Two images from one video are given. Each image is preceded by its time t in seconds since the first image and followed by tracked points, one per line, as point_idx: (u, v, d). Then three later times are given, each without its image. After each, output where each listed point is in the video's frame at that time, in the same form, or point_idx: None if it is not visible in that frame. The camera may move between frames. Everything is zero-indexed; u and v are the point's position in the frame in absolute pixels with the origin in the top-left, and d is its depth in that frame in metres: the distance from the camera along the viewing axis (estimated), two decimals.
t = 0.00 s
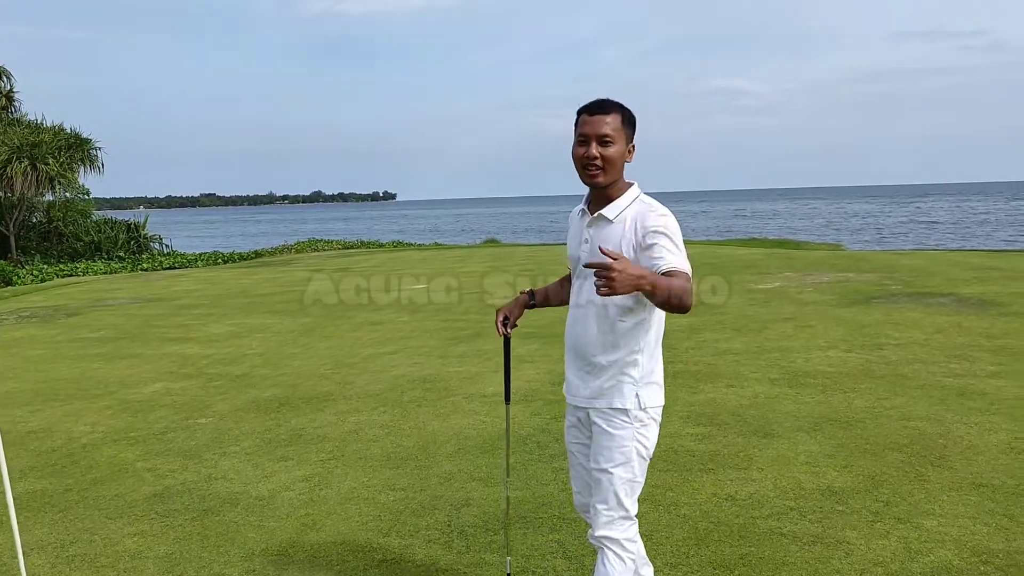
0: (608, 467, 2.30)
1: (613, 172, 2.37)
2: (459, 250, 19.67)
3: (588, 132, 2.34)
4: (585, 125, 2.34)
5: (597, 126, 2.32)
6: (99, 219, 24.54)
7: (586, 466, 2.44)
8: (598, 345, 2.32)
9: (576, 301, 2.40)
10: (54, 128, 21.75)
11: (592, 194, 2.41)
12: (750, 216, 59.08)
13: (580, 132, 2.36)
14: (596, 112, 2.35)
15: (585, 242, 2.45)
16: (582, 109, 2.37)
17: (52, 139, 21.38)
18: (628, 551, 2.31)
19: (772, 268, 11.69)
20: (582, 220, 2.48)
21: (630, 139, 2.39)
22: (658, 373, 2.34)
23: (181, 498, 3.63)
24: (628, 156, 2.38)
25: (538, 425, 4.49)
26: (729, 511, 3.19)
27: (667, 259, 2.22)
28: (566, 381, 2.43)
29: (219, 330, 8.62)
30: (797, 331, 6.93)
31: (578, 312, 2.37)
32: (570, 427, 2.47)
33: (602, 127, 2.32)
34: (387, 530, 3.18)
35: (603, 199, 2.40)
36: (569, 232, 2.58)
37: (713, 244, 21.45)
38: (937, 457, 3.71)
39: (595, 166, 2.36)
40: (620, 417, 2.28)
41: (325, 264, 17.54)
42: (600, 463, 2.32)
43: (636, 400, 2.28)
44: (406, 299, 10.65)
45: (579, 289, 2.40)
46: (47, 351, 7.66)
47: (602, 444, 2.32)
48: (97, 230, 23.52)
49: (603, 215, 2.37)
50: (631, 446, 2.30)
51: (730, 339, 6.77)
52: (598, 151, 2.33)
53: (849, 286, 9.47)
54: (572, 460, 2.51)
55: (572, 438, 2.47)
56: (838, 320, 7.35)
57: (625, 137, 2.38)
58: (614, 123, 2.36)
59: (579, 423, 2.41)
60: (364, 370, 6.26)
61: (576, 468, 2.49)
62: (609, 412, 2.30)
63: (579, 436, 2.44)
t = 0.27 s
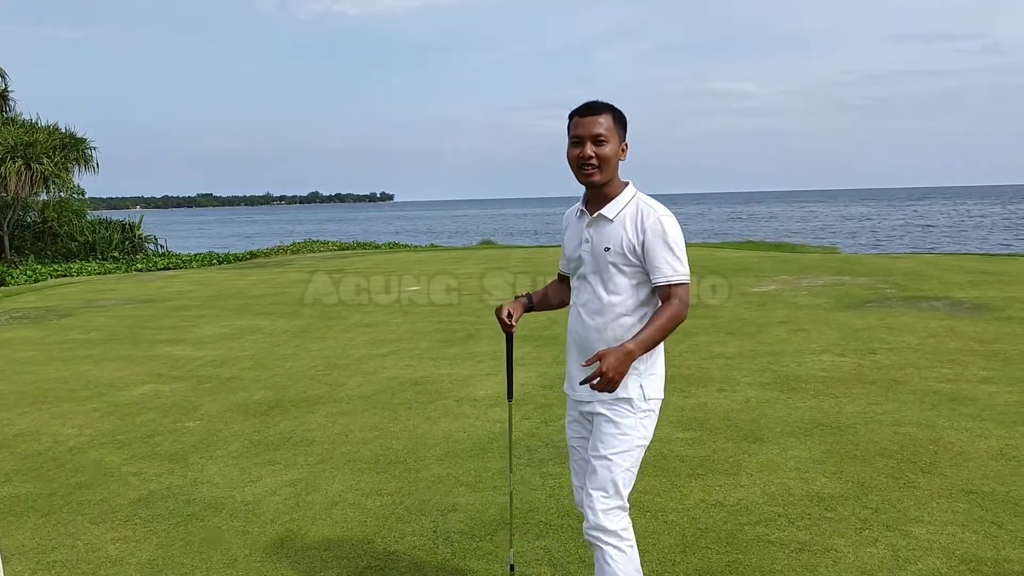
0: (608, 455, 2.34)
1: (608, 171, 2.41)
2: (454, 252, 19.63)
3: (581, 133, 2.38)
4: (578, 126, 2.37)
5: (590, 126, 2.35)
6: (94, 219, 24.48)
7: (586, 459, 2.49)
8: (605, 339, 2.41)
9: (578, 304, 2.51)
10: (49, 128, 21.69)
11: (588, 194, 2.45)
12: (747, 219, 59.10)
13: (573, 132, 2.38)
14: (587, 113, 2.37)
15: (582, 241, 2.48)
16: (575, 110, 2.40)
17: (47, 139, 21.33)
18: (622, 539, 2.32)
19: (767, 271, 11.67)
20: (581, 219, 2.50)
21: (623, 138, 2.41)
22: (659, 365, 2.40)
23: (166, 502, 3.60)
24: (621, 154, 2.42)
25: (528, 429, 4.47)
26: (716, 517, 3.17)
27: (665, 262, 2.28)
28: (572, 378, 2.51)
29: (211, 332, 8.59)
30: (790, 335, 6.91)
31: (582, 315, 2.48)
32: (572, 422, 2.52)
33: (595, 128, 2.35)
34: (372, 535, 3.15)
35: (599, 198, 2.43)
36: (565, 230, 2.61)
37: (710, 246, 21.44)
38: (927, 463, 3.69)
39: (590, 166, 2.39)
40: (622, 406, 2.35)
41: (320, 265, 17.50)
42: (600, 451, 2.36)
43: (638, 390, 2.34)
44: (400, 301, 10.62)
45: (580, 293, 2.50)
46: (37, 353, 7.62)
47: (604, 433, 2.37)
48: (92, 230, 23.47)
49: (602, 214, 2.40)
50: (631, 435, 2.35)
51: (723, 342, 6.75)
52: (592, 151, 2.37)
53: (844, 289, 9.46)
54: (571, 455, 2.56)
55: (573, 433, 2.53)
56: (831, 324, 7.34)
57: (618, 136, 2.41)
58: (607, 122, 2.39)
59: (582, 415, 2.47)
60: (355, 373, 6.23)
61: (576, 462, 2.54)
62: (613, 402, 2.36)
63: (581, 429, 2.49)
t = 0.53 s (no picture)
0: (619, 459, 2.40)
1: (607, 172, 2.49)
2: (450, 252, 19.60)
3: (581, 135, 2.45)
4: (580, 126, 2.45)
5: (591, 128, 2.43)
6: (90, 218, 24.41)
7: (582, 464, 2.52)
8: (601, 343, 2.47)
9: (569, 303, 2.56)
10: (44, 127, 21.60)
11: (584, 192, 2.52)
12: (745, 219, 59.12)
13: (575, 132, 2.46)
14: (588, 114, 2.45)
15: (577, 240, 2.54)
16: (575, 112, 2.47)
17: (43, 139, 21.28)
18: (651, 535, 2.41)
19: (762, 272, 11.65)
20: (574, 219, 2.56)
21: (621, 140, 2.50)
22: (648, 364, 2.54)
23: (150, 507, 3.58)
24: (618, 156, 2.50)
25: (517, 433, 4.44)
26: (703, 523, 3.14)
27: (664, 260, 2.40)
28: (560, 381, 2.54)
29: (203, 333, 8.56)
30: (783, 337, 6.89)
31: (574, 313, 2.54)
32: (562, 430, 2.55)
33: (595, 130, 2.44)
34: (356, 541, 3.13)
35: (594, 197, 2.51)
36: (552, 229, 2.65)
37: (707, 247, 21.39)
38: (916, 468, 3.67)
39: (589, 166, 2.47)
40: (625, 408, 2.43)
41: (315, 266, 17.46)
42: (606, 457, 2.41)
43: (638, 392, 2.45)
44: (394, 302, 10.60)
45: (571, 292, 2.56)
46: (28, 354, 7.59)
47: (610, 437, 2.42)
48: (88, 230, 23.42)
49: (602, 213, 2.47)
50: (636, 435, 2.44)
51: (715, 345, 6.72)
52: (592, 151, 2.45)
53: (838, 291, 9.44)
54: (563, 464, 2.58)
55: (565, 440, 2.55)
56: (824, 326, 7.31)
57: (616, 138, 2.49)
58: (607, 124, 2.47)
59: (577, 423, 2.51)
60: (346, 376, 6.21)
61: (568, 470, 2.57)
62: (613, 405, 2.44)
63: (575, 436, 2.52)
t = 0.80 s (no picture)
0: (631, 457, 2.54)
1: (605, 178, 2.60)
2: (442, 254, 19.57)
3: (580, 143, 2.56)
4: (578, 135, 2.56)
5: (589, 137, 2.54)
6: (80, 220, 24.32)
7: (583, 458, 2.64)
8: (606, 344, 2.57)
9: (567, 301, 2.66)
10: (35, 128, 21.50)
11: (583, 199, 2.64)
12: (738, 221, 59.20)
13: (573, 141, 2.57)
14: (585, 124, 2.56)
15: (578, 241, 2.66)
16: (573, 120, 2.58)
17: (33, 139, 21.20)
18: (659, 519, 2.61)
19: (751, 275, 11.66)
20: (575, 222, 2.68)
21: (618, 147, 2.61)
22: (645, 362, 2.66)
23: (127, 511, 3.55)
24: (615, 164, 2.61)
25: (500, 436, 4.43)
26: (681, 528, 3.14)
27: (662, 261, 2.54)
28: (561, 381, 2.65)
29: (190, 335, 8.52)
30: (769, 340, 6.89)
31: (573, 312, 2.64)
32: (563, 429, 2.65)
33: (593, 138, 2.54)
34: (332, 546, 3.11)
35: (593, 203, 2.62)
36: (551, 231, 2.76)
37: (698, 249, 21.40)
38: (897, 472, 3.67)
39: (587, 173, 2.58)
40: (630, 408, 2.54)
41: (306, 268, 17.40)
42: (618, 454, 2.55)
43: (642, 391, 2.57)
44: (383, 304, 10.58)
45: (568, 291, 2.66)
46: (12, 356, 7.54)
47: (619, 436, 2.55)
48: (78, 231, 23.34)
49: (603, 216, 2.59)
50: (641, 431, 2.57)
51: (701, 347, 6.73)
52: (590, 159, 2.56)
53: (827, 293, 9.45)
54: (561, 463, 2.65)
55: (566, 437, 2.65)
56: (811, 328, 7.32)
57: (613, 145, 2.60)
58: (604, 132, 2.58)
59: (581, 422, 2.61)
60: (331, 379, 6.19)
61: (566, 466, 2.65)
62: (619, 405, 2.55)
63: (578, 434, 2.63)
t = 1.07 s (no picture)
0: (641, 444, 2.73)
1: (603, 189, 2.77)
2: (435, 258, 19.53)
3: (573, 162, 2.72)
4: (571, 152, 2.71)
5: (581, 155, 2.69)
6: (72, 223, 24.24)
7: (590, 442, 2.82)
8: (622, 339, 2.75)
9: (578, 302, 2.81)
10: (26, 131, 21.43)
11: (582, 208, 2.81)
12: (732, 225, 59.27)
13: (567, 158, 2.72)
14: (577, 141, 2.70)
15: (587, 244, 2.81)
16: (565, 138, 2.73)
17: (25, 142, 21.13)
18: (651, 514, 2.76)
19: (742, 279, 11.65)
20: (579, 227, 2.83)
21: (612, 155, 2.76)
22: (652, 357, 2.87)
23: (105, 518, 3.51)
24: (609, 173, 2.77)
25: (484, 442, 4.41)
26: (663, 534, 3.13)
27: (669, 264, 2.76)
28: (574, 372, 2.80)
29: (178, 340, 8.47)
30: (758, 344, 6.88)
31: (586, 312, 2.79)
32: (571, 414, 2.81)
33: (586, 155, 2.70)
34: (310, 553, 3.08)
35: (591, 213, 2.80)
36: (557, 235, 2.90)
37: (692, 252, 21.39)
38: (881, 477, 3.66)
39: (585, 188, 2.75)
40: (644, 396, 2.74)
41: (297, 271, 17.35)
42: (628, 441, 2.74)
43: (655, 382, 2.76)
44: (373, 308, 10.55)
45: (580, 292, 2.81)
46: None
47: (631, 422, 2.73)
48: (70, 234, 23.27)
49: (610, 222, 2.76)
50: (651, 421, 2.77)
51: (690, 351, 6.71)
52: (584, 176, 2.73)
53: (817, 297, 9.44)
54: (566, 446, 2.80)
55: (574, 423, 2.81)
56: (800, 332, 7.31)
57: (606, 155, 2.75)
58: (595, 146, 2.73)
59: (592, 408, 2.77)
60: (318, 383, 6.16)
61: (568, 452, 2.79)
62: (634, 393, 2.73)
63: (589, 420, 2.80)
